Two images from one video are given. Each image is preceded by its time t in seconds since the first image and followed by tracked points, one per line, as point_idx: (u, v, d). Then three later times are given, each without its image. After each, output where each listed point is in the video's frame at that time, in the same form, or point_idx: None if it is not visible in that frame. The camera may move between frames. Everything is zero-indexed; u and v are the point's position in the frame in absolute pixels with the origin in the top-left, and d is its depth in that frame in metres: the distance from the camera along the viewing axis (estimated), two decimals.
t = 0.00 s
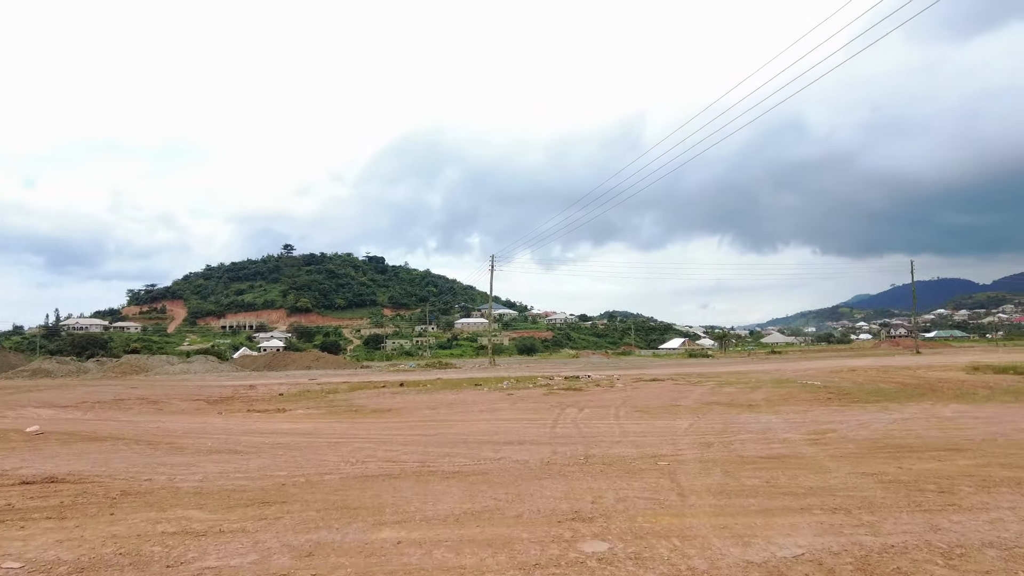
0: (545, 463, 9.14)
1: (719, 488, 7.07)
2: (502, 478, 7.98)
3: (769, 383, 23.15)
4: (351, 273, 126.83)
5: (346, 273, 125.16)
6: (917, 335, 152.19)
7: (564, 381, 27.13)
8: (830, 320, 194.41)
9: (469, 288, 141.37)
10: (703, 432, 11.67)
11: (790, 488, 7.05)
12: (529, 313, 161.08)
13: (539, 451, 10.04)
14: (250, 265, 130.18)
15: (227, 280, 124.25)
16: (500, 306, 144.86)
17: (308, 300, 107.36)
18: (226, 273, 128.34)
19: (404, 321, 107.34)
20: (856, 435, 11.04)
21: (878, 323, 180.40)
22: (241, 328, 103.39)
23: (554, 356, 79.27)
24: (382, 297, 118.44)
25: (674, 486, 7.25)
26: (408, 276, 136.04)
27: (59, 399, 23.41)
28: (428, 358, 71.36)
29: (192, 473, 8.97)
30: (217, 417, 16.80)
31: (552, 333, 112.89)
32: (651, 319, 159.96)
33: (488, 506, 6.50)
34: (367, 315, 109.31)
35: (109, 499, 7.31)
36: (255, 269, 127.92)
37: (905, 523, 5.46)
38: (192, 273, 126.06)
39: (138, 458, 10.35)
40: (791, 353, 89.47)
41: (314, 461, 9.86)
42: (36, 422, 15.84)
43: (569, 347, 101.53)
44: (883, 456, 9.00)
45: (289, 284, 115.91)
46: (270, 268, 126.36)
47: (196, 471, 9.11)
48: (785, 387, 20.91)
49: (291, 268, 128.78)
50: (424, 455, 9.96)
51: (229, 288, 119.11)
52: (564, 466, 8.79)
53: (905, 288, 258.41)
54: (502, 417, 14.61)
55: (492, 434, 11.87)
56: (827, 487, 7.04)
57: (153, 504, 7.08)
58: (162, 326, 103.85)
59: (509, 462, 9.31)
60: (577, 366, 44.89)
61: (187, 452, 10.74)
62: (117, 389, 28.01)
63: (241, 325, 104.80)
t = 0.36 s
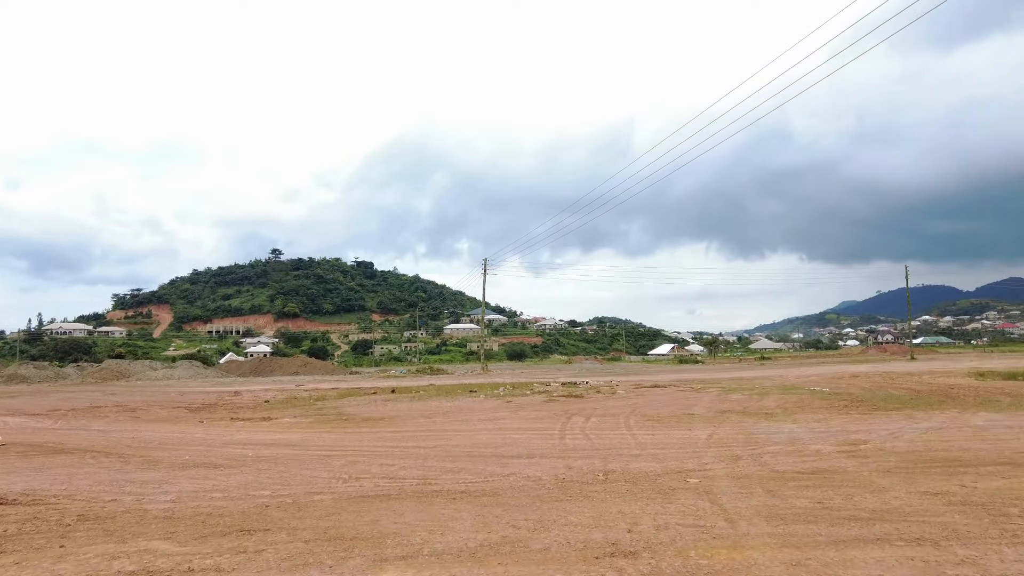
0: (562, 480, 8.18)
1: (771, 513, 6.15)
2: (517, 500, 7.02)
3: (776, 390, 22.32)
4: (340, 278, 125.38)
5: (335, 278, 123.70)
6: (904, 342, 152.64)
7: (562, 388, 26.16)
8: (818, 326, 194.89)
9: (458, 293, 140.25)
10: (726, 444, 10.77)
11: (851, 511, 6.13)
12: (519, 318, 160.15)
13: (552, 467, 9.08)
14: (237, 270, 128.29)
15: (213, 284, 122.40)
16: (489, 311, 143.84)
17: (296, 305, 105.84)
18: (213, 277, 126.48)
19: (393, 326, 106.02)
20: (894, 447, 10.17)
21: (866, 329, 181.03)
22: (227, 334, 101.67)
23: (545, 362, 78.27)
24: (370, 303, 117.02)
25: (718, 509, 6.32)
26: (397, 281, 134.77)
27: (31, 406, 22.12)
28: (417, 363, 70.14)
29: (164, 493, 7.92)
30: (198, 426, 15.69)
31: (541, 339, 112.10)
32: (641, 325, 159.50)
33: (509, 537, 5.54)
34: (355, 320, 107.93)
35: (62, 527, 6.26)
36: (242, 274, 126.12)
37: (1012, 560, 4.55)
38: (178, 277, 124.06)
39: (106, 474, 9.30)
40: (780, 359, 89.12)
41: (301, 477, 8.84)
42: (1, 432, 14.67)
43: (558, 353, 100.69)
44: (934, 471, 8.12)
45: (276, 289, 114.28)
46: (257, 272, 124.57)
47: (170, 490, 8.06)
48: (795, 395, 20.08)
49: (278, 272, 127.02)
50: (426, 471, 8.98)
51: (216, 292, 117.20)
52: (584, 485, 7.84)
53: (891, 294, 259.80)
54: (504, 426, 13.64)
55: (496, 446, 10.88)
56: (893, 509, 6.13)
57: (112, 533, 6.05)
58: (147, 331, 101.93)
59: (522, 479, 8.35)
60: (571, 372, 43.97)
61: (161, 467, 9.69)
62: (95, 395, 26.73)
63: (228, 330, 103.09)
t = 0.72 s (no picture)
0: (592, 498, 7.18)
1: (855, 540, 5.18)
2: (547, 524, 6.01)
3: (790, 393, 21.44)
4: (332, 279, 124.03)
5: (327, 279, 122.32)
6: (896, 344, 152.70)
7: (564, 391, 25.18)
8: (809, 329, 194.63)
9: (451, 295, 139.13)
10: (762, 453, 9.80)
11: (952, 539, 5.12)
12: (511, 321, 159.14)
13: (575, 482, 8.08)
14: (228, 271, 126.73)
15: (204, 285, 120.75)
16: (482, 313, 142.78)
17: (287, 307, 104.38)
18: (204, 278, 124.82)
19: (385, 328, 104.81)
20: (947, 456, 9.23)
21: (857, 332, 181.20)
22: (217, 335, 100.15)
23: (540, 364, 77.23)
24: (363, 304, 115.72)
25: (787, 538, 5.31)
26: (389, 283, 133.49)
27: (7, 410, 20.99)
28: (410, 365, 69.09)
29: (135, 513, 6.88)
30: (182, 432, 14.61)
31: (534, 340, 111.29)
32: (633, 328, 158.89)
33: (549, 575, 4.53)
34: (347, 322, 106.66)
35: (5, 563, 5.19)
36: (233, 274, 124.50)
37: None
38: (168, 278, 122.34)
39: (72, 489, 8.21)
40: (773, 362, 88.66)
41: (294, 493, 7.80)
42: None
43: (551, 354, 99.90)
44: (1011, 486, 7.16)
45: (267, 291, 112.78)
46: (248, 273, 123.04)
47: (140, 510, 7.01)
48: (812, 398, 19.16)
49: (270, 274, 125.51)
50: (434, 487, 7.97)
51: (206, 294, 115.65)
52: (618, 506, 6.82)
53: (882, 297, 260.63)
54: (513, 433, 12.65)
55: (509, 456, 9.87)
56: (1001, 537, 5.13)
57: (65, 568, 5.03)
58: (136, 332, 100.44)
59: (546, 497, 7.35)
60: (569, 374, 43.01)
61: (136, 481, 8.63)
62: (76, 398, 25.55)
63: (218, 332, 101.51)
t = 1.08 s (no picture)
0: (639, 518, 6.25)
1: None
2: (598, 553, 5.07)
3: (809, 394, 20.57)
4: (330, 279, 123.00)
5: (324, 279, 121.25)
6: (895, 345, 152.20)
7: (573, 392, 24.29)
8: (807, 329, 194.22)
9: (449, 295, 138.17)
10: (813, 462, 8.88)
11: None
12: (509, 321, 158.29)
13: (614, 497, 7.15)
14: (225, 271, 125.40)
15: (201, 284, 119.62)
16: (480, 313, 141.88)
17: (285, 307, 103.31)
18: (201, 277, 123.67)
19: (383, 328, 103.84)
20: (1019, 465, 8.32)
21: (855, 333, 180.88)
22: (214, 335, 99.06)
23: (539, 364, 76.28)
24: (360, 304, 114.73)
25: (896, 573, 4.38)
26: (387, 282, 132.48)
27: None
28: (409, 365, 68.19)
29: (111, 536, 5.91)
30: (174, 436, 13.66)
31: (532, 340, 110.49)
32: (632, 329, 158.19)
33: None
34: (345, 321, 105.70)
35: None
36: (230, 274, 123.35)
37: None
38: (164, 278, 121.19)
39: (45, 504, 7.25)
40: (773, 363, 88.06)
41: (296, 510, 6.86)
42: None
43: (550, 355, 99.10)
44: None
45: (265, 291, 111.70)
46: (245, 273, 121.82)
47: (119, 532, 6.04)
48: (838, 400, 18.24)
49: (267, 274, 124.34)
50: (456, 503, 7.02)
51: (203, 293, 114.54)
52: (674, 528, 5.87)
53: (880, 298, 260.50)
54: (531, 438, 11.72)
55: (533, 466, 8.94)
56: None
57: None
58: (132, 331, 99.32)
59: (585, 517, 6.42)
60: (571, 375, 42.12)
61: (116, 494, 7.65)
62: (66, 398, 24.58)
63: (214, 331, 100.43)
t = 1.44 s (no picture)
0: (716, 548, 5.21)
1: None
2: None
3: (836, 395, 19.54)
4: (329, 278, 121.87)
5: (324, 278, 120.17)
6: (895, 345, 151.33)
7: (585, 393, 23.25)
8: (808, 329, 193.36)
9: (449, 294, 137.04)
10: (886, 472, 7.85)
11: None
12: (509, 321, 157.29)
13: (675, 517, 6.11)
14: (223, 270, 124.16)
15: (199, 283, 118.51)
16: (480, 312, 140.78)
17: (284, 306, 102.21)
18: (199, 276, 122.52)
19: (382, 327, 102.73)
20: None
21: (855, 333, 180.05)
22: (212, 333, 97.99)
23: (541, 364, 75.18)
24: (360, 303, 113.61)
25: None
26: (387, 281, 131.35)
27: None
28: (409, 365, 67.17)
29: (79, 569, 4.87)
30: (166, 440, 12.61)
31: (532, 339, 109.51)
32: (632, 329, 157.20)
33: None
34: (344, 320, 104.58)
35: None
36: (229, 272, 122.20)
37: None
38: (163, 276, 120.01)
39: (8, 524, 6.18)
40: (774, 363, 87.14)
41: (304, 533, 5.80)
42: None
43: (550, 355, 98.06)
44: None
45: (264, 289, 110.58)
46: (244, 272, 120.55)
47: (89, 562, 4.99)
48: (874, 402, 17.08)
49: (265, 272, 123.08)
50: (490, 523, 6.01)
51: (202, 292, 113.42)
52: (763, 559, 4.83)
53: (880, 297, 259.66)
54: (557, 443, 10.67)
55: (570, 477, 7.88)
56: None
57: None
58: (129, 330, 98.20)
59: (649, 544, 5.40)
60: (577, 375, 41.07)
61: (94, 510, 6.63)
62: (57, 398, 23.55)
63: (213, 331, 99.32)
